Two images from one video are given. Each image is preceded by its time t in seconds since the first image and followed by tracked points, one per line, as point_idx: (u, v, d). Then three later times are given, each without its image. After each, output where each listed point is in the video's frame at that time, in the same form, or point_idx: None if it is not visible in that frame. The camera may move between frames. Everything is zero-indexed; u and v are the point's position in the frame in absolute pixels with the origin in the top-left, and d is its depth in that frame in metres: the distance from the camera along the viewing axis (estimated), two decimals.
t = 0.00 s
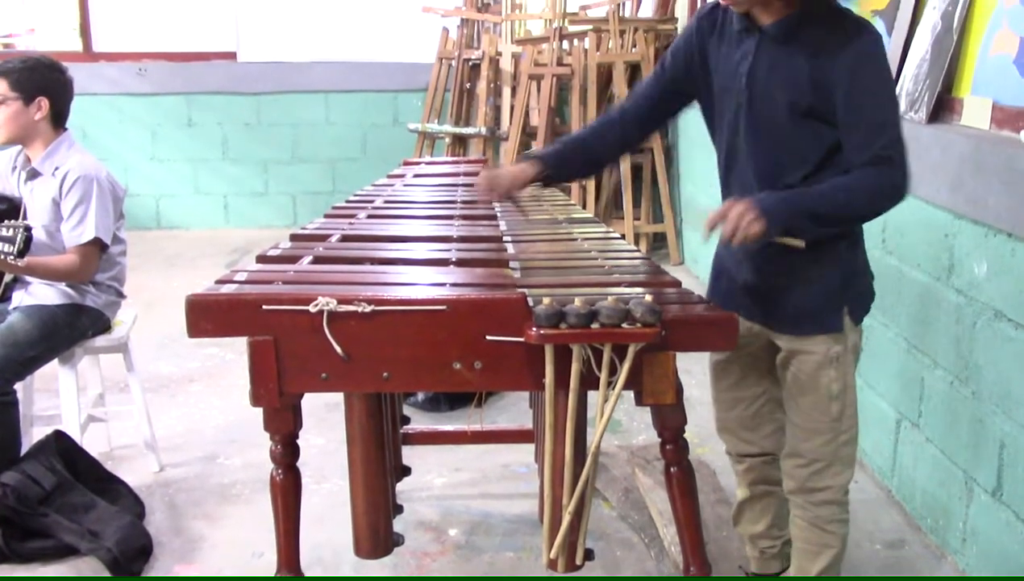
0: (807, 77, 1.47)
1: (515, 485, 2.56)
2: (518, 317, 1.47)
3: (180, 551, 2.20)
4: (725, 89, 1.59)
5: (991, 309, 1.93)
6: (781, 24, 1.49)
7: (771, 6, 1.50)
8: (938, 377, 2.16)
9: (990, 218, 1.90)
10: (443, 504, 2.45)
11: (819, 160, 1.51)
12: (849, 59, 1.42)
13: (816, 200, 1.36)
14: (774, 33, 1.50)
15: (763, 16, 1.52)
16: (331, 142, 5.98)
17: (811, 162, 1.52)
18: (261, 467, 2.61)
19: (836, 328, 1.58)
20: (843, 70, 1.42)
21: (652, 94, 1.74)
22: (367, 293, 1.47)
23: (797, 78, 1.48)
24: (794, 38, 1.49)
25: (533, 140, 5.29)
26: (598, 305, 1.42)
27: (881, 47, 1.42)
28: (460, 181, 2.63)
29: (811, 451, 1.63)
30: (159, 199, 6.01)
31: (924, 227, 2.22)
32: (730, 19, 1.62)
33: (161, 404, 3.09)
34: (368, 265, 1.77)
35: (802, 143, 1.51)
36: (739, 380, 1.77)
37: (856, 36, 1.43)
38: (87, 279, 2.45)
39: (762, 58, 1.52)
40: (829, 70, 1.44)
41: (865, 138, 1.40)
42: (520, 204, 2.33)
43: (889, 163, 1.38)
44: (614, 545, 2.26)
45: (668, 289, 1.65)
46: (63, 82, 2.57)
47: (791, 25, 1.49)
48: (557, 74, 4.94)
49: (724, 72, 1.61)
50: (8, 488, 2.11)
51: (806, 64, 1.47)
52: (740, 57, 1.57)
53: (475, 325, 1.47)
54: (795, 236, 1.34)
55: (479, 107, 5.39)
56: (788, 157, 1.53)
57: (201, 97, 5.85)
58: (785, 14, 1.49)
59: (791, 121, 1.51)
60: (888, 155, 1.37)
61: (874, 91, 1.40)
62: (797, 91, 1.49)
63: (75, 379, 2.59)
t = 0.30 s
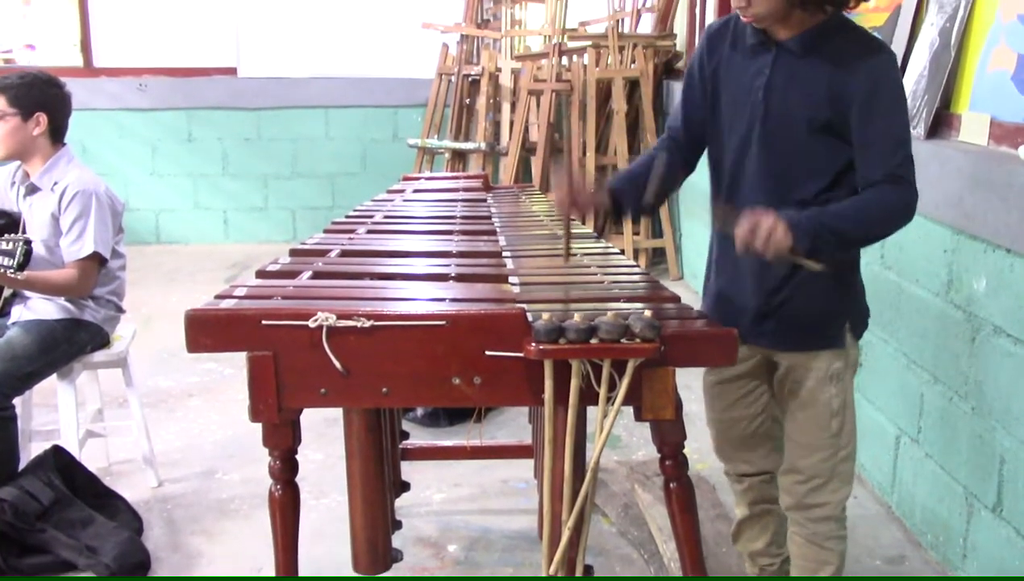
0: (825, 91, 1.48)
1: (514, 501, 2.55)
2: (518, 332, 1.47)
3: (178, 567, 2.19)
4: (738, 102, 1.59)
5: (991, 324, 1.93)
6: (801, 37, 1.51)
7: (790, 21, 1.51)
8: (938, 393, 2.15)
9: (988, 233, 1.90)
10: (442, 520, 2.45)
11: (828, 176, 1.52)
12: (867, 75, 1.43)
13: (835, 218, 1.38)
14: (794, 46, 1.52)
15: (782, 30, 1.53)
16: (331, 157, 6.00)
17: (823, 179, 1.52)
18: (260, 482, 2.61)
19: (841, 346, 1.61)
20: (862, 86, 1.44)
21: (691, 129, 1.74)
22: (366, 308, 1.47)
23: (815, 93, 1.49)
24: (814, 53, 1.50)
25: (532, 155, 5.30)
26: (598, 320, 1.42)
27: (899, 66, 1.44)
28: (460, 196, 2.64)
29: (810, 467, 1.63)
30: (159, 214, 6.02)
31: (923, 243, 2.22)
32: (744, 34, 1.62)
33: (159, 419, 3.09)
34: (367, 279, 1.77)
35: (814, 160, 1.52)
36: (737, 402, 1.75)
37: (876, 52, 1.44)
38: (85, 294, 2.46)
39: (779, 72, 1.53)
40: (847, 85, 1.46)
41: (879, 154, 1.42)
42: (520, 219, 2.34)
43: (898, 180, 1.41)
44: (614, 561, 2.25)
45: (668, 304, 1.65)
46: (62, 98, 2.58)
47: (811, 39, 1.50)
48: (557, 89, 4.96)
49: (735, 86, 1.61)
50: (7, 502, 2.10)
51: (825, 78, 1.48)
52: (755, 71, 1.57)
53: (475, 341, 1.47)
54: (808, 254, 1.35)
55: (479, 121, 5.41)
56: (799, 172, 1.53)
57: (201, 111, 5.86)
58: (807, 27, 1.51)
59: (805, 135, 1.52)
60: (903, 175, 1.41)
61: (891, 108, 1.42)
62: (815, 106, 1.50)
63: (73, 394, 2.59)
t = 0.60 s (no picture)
0: (834, 105, 1.48)
1: (514, 515, 2.55)
2: (518, 346, 1.47)
3: None
4: (752, 119, 1.62)
5: (990, 337, 1.93)
6: (813, 53, 1.51)
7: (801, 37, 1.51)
8: (938, 406, 2.15)
9: (987, 247, 1.90)
10: (441, 534, 2.44)
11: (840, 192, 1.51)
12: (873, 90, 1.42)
13: (828, 192, 1.34)
14: (806, 62, 1.53)
15: (795, 45, 1.54)
16: (331, 169, 6.01)
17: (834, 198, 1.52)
18: (259, 496, 2.60)
19: (851, 373, 1.58)
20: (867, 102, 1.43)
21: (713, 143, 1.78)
22: (366, 321, 1.47)
23: (824, 107, 1.49)
24: (825, 68, 1.50)
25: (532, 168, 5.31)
26: (597, 334, 1.42)
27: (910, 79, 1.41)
28: (459, 209, 2.64)
29: (821, 495, 1.61)
30: (159, 227, 6.02)
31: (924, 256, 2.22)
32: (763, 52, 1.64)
33: (158, 432, 3.09)
34: (367, 293, 1.78)
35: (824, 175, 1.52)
36: (741, 428, 1.75)
37: (887, 66, 1.42)
38: (84, 307, 2.46)
39: (793, 88, 1.54)
40: (854, 98, 1.45)
41: (881, 166, 1.39)
42: (520, 232, 2.34)
43: (900, 192, 1.37)
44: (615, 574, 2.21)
45: (667, 318, 1.65)
46: (61, 110, 2.58)
47: (823, 55, 1.50)
48: (556, 102, 4.97)
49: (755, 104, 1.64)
50: (5, 516, 2.08)
51: (835, 93, 1.48)
52: (771, 88, 1.59)
53: (475, 354, 1.47)
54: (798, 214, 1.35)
55: (478, 134, 5.42)
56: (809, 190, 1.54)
57: (201, 125, 5.87)
58: (820, 43, 1.51)
59: (819, 151, 1.52)
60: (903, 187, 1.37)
61: (896, 121, 1.39)
62: (825, 120, 1.50)
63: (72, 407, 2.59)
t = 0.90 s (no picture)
0: (819, 118, 1.47)
1: (513, 528, 2.54)
2: (518, 358, 1.46)
3: None
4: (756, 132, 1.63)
5: (990, 351, 1.93)
6: (808, 63, 1.51)
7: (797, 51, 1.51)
8: (938, 420, 2.15)
9: (987, 260, 1.90)
10: (441, 547, 2.44)
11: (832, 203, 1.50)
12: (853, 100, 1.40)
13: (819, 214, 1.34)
14: (800, 75, 1.53)
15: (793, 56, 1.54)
16: (331, 182, 6.02)
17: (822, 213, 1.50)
18: (258, 509, 2.60)
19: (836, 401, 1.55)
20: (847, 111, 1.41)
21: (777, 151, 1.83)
22: (366, 334, 1.47)
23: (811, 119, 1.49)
24: (816, 77, 1.49)
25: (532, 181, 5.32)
26: (596, 347, 1.42)
27: (894, 87, 1.37)
28: (459, 222, 2.64)
29: (804, 517, 1.59)
30: (159, 239, 6.02)
31: (923, 270, 2.22)
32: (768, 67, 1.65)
33: (158, 444, 3.08)
34: (367, 305, 1.78)
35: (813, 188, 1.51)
36: (734, 443, 1.75)
37: (869, 73, 1.40)
38: (83, 319, 2.45)
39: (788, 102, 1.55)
40: (836, 109, 1.44)
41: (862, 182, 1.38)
42: (519, 245, 2.34)
43: (884, 210, 1.36)
44: None
45: (666, 331, 1.65)
46: (60, 123, 2.59)
47: (815, 64, 1.49)
48: (556, 115, 4.98)
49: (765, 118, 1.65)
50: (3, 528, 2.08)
51: (821, 104, 1.46)
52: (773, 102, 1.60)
53: (474, 367, 1.47)
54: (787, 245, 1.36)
55: (479, 147, 5.43)
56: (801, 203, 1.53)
57: (201, 138, 5.88)
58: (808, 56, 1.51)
59: (810, 162, 1.51)
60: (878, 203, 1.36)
61: (877, 134, 1.37)
62: (811, 131, 1.49)
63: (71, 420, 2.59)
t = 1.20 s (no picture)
0: (829, 123, 1.44)
1: (513, 541, 2.54)
2: (517, 371, 1.46)
3: None
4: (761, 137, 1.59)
5: (990, 364, 1.93)
6: (812, 71, 1.48)
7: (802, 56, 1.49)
8: (938, 433, 2.15)
9: (986, 273, 1.91)
10: (440, 560, 2.43)
11: (843, 211, 1.45)
12: (864, 104, 1.38)
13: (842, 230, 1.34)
14: (808, 79, 1.49)
15: (797, 64, 1.52)
16: (331, 195, 6.02)
17: (830, 218, 1.46)
18: (256, 522, 2.59)
19: (841, 413, 1.54)
20: (858, 116, 1.39)
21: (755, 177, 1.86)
22: (365, 347, 1.47)
23: (820, 124, 1.45)
24: (821, 85, 1.46)
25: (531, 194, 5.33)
26: (596, 360, 1.42)
27: (901, 94, 1.36)
28: (458, 235, 2.65)
29: (809, 531, 1.59)
30: (159, 251, 6.03)
31: (923, 283, 2.22)
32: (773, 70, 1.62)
33: (157, 457, 3.08)
34: (366, 318, 1.78)
35: (822, 191, 1.46)
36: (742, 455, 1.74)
37: (877, 77, 1.38)
38: (83, 331, 2.45)
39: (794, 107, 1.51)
40: (847, 116, 1.41)
41: (882, 189, 1.35)
42: (519, 258, 2.35)
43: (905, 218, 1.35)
44: None
45: (666, 343, 1.65)
46: (60, 136, 2.59)
47: (820, 71, 1.47)
48: (556, 128, 4.99)
49: (766, 125, 1.62)
50: None
51: (828, 109, 1.44)
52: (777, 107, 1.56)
53: (474, 381, 1.46)
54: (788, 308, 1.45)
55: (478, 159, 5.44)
56: (809, 209, 1.48)
57: (201, 150, 5.89)
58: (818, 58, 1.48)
59: (820, 167, 1.46)
60: (900, 214, 1.35)
61: (892, 140, 1.35)
62: (820, 136, 1.46)
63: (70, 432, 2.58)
